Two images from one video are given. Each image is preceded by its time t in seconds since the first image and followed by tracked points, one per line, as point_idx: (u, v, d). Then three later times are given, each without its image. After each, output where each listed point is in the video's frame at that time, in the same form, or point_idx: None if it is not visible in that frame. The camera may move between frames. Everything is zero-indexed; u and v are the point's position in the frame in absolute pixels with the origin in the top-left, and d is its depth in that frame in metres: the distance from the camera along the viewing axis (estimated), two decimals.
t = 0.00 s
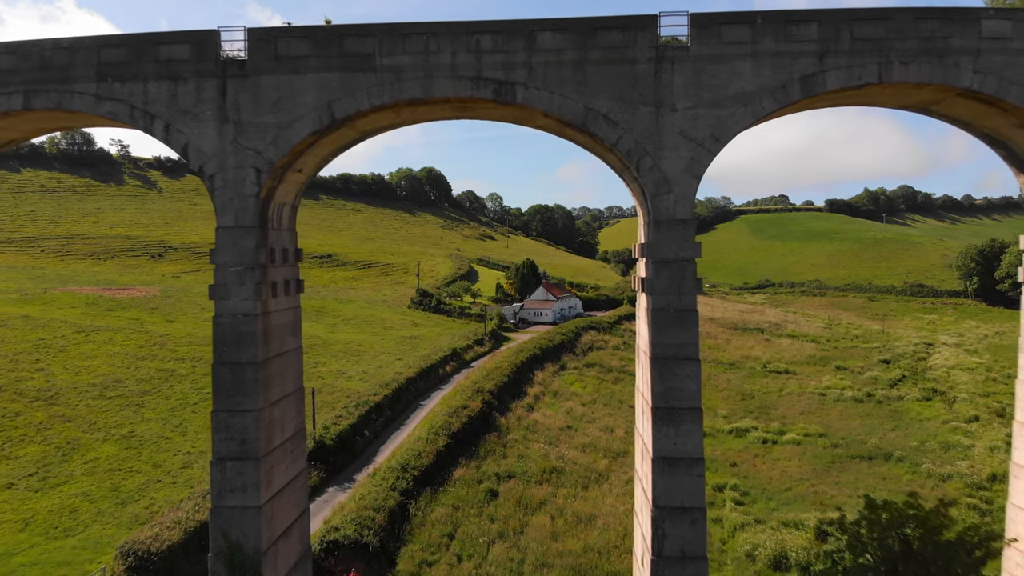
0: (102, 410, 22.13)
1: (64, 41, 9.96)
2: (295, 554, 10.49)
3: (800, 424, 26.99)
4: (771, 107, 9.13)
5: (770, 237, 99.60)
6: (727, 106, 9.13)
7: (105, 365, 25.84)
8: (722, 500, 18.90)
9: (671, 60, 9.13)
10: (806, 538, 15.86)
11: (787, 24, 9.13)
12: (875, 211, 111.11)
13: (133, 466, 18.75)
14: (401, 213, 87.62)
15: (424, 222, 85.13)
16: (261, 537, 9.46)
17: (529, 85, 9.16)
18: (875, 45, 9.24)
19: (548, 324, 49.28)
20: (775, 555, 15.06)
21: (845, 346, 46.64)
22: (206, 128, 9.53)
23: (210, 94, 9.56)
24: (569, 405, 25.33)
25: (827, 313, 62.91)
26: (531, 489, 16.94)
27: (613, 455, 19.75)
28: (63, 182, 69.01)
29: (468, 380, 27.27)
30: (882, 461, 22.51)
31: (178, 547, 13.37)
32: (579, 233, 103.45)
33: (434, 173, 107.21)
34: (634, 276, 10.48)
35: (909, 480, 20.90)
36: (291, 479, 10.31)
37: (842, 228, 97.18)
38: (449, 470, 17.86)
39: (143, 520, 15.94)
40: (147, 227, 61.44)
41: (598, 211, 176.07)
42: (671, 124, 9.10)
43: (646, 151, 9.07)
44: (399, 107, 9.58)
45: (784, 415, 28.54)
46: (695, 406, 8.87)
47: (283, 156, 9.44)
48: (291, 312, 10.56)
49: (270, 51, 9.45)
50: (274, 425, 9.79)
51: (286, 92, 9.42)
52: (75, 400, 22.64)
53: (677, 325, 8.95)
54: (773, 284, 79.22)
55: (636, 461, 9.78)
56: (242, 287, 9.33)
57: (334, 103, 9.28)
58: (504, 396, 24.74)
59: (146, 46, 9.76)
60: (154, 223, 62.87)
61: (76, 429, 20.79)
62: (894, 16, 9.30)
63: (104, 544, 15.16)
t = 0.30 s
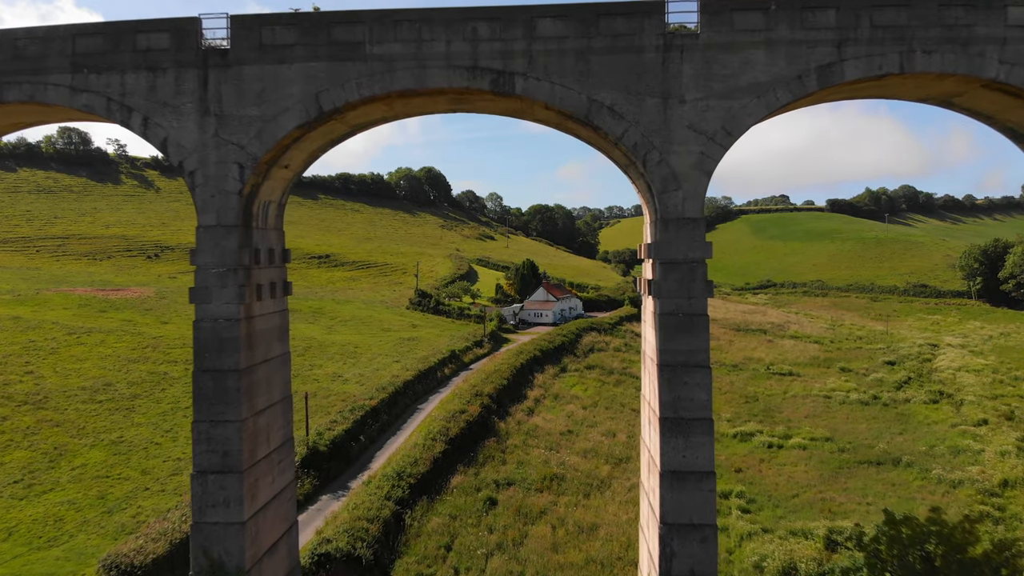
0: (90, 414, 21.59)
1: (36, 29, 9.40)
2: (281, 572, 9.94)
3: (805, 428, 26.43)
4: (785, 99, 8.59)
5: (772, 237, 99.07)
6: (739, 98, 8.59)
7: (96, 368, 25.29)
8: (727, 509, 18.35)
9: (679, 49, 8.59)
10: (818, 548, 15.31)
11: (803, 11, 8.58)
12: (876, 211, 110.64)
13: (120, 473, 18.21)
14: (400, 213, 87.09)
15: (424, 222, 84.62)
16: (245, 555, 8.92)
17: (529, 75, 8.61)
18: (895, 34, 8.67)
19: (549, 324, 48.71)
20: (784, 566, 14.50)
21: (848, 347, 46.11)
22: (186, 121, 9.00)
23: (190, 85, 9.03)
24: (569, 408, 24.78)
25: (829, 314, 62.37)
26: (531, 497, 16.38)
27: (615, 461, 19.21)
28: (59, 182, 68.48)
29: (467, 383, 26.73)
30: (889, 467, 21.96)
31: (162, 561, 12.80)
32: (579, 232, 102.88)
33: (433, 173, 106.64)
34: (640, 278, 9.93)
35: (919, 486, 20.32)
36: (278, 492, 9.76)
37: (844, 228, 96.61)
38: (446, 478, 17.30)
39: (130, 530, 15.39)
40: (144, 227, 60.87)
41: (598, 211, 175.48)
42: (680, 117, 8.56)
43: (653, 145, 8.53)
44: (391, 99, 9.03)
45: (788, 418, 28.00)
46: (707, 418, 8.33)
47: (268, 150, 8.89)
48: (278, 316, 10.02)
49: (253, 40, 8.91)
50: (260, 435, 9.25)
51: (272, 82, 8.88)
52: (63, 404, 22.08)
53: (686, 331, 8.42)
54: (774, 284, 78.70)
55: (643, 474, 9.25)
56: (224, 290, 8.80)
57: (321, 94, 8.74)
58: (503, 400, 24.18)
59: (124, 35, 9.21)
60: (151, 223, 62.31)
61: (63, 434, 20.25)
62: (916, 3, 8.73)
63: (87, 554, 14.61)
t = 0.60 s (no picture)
0: (79, 418, 21.06)
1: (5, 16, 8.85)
2: None
3: (811, 432, 25.89)
4: (802, 89, 8.03)
5: (773, 237, 98.51)
6: (753, 88, 8.04)
7: (86, 370, 24.76)
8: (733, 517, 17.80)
9: (689, 36, 8.05)
10: (829, 558, 14.78)
11: None
12: (878, 210, 110.05)
13: (108, 480, 17.68)
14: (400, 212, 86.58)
15: (423, 222, 84.08)
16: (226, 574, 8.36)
17: (529, 64, 8.07)
18: (919, 19, 8.04)
19: (549, 325, 48.19)
20: None
21: (852, 348, 45.58)
22: (164, 113, 8.45)
23: (169, 75, 8.48)
24: (570, 412, 24.25)
25: (832, 314, 61.86)
26: (530, 506, 15.84)
27: (618, 467, 18.65)
28: (56, 181, 68.00)
29: (466, 386, 26.20)
30: (898, 473, 21.42)
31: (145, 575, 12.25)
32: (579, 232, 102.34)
33: (433, 172, 106.13)
34: (646, 279, 9.39)
35: (929, 493, 19.77)
36: (262, 507, 9.21)
37: (845, 228, 96.09)
38: (443, 486, 16.75)
39: (116, 540, 14.85)
40: (141, 227, 60.37)
41: (598, 211, 174.92)
42: (690, 108, 8.02)
43: (661, 138, 7.99)
44: (382, 89, 8.49)
45: (794, 422, 27.47)
46: (719, 429, 7.79)
47: (251, 144, 8.36)
48: (264, 320, 9.48)
49: (235, 26, 8.37)
50: (242, 446, 8.70)
51: (255, 71, 8.34)
52: (51, 408, 21.55)
53: (697, 336, 7.88)
54: (776, 284, 78.18)
55: (650, 488, 8.71)
56: (204, 292, 8.25)
57: (307, 84, 8.20)
58: (503, 403, 23.64)
59: (98, 22, 8.66)
60: (148, 223, 61.83)
61: (51, 439, 19.71)
62: None
63: (70, 566, 14.07)
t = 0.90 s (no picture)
0: (67, 423, 20.51)
1: None
2: None
3: (817, 436, 25.32)
4: (822, 77, 7.47)
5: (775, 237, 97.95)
6: (769, 77, 7.50)
7: (76, 373, 24.21)
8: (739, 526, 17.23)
9: (700, 20, 7.49)
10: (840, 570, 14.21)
11: None
12: (879, 210, 109.42)
13: (95, 488, 17.13)
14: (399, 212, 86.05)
15: (423, 222, 83.47)
16: None
17: (529, 51, 7.52)
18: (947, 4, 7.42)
19: (549, 327, 47.64)
20: None
21: (856, 349, 45.01)
22: (138, 104, 7.91)
23: (144, 63, 7.93)
24: (571, 415, 23.69)
25: (834, 315, 61.30)
26: (530, 516, 15.27)
27: (620, 474, 18.09)
28: (53, 181, 67.48)
29: (464, 389, 25.63)
30: (907, 479, 20.86)
31: None
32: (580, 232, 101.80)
33: (433, 172, 105.62)
34: (653, 281, 8.86)
35: (940, 501, 19.19)
36: (245, 523, 8.67)
37: (847, 228, 95.52)
38: (440, 495, 16.19)
39: (100, 551, 14.29)
40: (137, 227, 59.82)
41: (598, 211, 174.14)
42: (702, 97, 7.47)
43: (671, 129, 7.45)
44: (371, 78, 7.94)
45: (799, 425, 26.89)
46: (733, 443, 7.25)
47: (232, 136, 7.81)
48: (247, 325, 8.94)
49: (214, 10, 7.82)
50: (223, 459, 8.15)
51: (236, 59, 7.80)
52: (38, 412, 21.00)
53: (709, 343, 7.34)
54: (778, 284, 77.61)
55: (659, 504, 8.18)
56: (180, 295, 7.69)
57: (291, 73, 7.66)
58: (502, 407, 23.09)
59: (69, 7, 8.10)
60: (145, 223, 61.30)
61: (36, 444, 19.16)
62: None
63: None
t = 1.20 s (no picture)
0: (53, 427, 19.96)
1: None
2: None
3: (824, 440, 24.75)
4: (844, 63, 6.91)
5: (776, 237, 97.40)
6: (787, 62, 6.95)
7: (65, 376, 23.66)
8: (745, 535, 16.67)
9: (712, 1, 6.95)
10: None
11: None
12: (881, 210, 108.84)
13: (80, 496, 16.58)
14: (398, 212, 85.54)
15: (422, 222, 82.90)
16: None
17: (529, 35, 6.98)
18: None
19: (549, 328, 47.10)
20: None
21: (860, 351, 44.46)
22: (108, 93, 7.36)
23: (115, 49, 7.39)
24: (571, 419, 23.15)
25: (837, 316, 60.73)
26: (529, 526, 14.70)
27: (623, 481, 17.53)
28: (49, 181, 66.97)
29: (463, 392, 25.09)
30: (916, 486, 20.29)
31: None
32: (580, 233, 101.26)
33: (432, 172, 105.08)
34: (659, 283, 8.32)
35: (952, 508, 18.61)
36: (225, 541, 8.14)
37: (849, 228, 94.96)
38: (436, 504, 15.65)
39: (83, 562, 13.73)
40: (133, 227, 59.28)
41: (598, 211, 173.70)
42: (714, 85, 6.93)
43: (680, 119, 6.91)
44: (359, 65, 7.39)
45: (804, 429, 26.34)
46: (749, 458, 6.71)
47: (208, 127, 7.27)
48: (226, 330, 8.40)
49: None
50: (200, 473, 7.61)
51: (213, 44, 7.25)
52: (24, 416, 20.45)
53: (722, 351, 6.80)
54: (779, 284, 77.04)
55: (667, 522, 7.66)
56: (152, 298, 7.15)
57: (272, 59, 7.12)
58: (501, 411, 22.55)
59: None
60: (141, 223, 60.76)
61: (21, 449, 18.61)
62: None
63: None
